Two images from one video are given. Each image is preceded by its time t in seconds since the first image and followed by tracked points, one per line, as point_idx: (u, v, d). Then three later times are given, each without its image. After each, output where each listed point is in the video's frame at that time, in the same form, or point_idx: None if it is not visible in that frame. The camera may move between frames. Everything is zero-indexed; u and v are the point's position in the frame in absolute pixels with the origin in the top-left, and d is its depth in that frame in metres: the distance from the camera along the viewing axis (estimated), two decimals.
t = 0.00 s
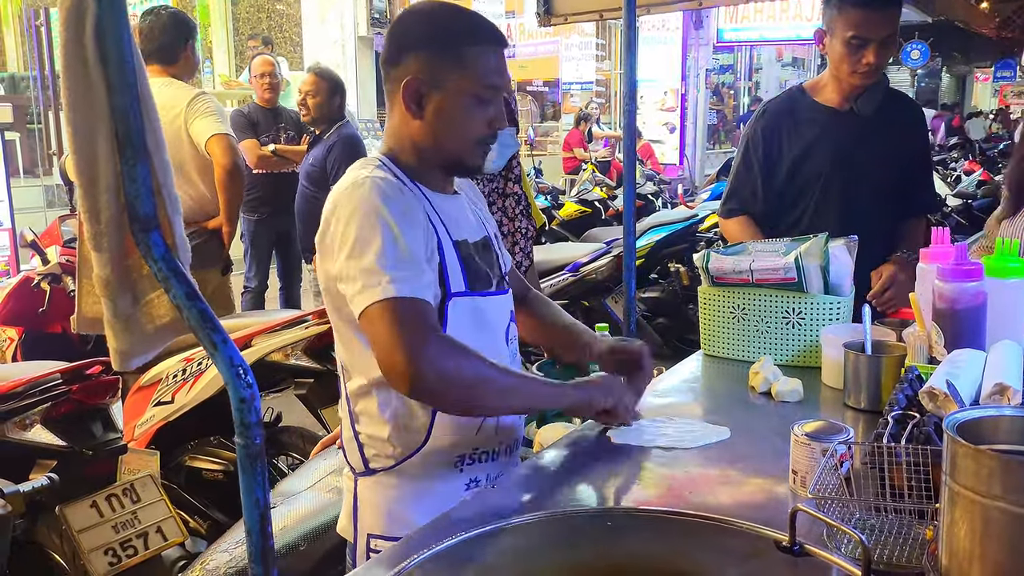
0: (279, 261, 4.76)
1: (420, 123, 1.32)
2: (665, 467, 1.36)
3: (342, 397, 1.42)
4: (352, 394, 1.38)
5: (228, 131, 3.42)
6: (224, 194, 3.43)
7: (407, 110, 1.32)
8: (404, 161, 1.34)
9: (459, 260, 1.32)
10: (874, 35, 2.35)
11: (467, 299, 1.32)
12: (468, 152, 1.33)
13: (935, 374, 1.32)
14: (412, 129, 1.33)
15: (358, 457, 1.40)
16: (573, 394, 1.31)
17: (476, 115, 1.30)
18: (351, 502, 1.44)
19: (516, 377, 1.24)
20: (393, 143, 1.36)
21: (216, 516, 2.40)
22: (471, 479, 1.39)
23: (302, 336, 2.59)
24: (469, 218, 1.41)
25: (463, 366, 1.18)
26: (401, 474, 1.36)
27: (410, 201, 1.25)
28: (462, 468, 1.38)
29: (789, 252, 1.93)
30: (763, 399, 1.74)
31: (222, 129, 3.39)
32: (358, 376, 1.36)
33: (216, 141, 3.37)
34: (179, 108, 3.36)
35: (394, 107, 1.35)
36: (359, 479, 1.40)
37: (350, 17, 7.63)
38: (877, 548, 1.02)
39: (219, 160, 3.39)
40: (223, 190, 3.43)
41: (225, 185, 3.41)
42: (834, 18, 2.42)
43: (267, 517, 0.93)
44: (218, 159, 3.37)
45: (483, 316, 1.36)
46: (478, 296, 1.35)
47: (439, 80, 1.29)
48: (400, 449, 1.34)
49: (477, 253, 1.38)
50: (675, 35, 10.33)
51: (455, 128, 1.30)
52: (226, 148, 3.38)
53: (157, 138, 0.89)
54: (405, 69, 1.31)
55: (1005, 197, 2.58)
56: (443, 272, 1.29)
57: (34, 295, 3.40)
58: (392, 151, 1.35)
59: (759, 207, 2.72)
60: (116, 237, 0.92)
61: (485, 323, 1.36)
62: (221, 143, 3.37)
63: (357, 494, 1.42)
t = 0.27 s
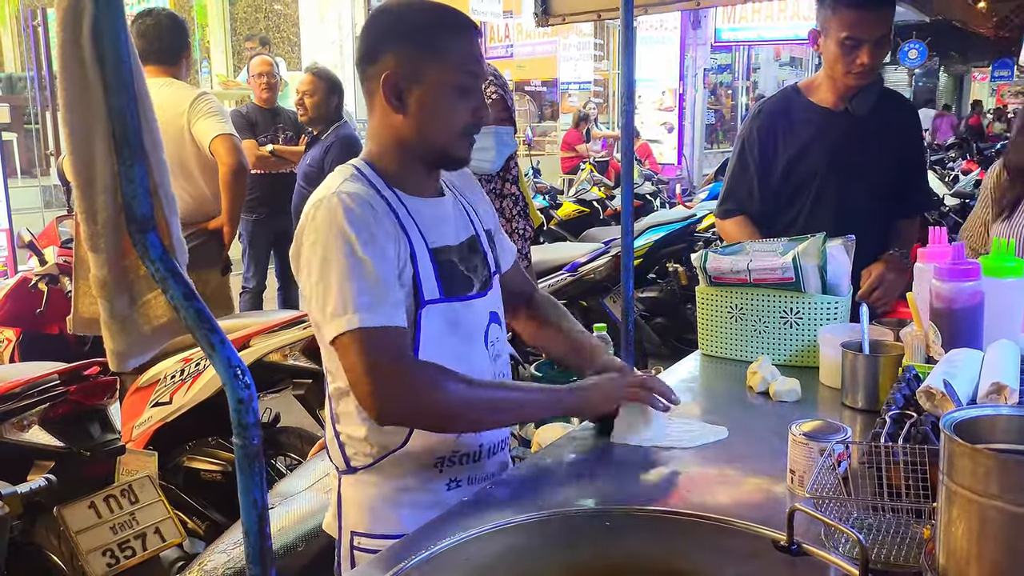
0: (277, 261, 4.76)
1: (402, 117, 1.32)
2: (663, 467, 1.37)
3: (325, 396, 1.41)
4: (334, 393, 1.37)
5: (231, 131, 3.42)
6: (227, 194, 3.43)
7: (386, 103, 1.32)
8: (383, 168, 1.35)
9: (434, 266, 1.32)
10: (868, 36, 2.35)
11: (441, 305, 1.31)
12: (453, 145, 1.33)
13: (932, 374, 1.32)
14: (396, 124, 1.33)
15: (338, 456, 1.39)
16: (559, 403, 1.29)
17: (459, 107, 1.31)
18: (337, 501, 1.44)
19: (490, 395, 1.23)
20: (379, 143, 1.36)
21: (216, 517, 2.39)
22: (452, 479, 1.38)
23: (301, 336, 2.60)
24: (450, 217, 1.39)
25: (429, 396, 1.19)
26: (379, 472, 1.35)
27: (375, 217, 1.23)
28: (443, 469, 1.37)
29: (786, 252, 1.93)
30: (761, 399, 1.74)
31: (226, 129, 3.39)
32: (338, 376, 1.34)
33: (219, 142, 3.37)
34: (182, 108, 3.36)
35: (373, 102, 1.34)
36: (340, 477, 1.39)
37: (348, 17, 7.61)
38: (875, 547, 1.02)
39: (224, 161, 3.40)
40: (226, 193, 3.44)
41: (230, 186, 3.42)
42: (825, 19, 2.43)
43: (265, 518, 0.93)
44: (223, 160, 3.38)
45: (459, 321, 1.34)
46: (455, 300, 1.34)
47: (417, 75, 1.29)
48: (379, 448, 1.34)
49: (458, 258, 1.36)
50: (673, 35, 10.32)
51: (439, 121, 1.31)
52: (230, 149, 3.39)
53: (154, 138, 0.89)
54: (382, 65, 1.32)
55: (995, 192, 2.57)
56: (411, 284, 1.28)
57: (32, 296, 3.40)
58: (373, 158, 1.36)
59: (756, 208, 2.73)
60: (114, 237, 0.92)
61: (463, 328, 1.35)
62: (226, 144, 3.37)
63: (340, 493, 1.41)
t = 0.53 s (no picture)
0: (277, 260, 4.76)
1: (404, 116, 1.31)
2: (662, 465, 1.36)
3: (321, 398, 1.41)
4: (331, 395, 1.37)
5: (236, 130, 3.41)
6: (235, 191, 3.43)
7: (389, 103, 1.31)
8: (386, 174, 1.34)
9: (434, 264, 1.32)
10: (860, 33, 2.36)
11: (442, 302, 1.31)
12: (453, 143, 1.33)
13: (930, 372, 1.32)
14: (398, 123, 1.32)
15: (337, 458, 1.39)
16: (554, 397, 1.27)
17: (459, 105, 1.31)
18: (334, 503, 1.44)
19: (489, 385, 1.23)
20: (377, 143, 1.35)
21: (214, 515, 2.39)
22: (451, 481, 1.38)
23: (300, 334, 2.60)
24: (445, 219, 1.40)
25: (427, 383, 1.17)
26: (379, 475, 1.35)
27: (375, 213, 1.23)
28: (441, 470, 1.37)
29: (786, 249, 1.93)
30: (760, 397, 1.74)
31: (231, 128, 3.39)
32: (337, 379, 1.35)
33: (227, 141, 3.37)
34: (186, 107, 3.35)
35: (374, 101, 1.33)
36: (339, 480, 1.39)
37: (347, 15, 7.56)
38: (874, 545, 1.02)
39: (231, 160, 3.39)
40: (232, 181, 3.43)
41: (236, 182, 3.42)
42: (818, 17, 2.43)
43: (263, 516, 0.93)
44: (229, 158, 3.37)
45: (459, 319, 1.34)
46: (454, 299, 1.34)
47: (417, 73, 1.29)
48: (379, 450, 1.34)
49: (457, 257, 1.37)
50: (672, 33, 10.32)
51: (439, 119, 1.30)
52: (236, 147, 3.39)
53: (152, 137, 0.89)
54: (381, 65, 1.32)
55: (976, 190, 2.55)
56: (411, 279, 1.28)
57: (31, 295, 3.40)
58: (369, 158, 1.35)
59: (750, 207, 2.74)
60: (111, 236, 0.92)
61: (465, 326, 1.35)
62: (232, 144, 3.36)
63: (339, 495, 1.41)
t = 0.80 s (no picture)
0: (278, 260, 4.76)
1: (402, 116, 1.31)
2: (662, 464, 1.36)
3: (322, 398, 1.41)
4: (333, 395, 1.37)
5: (237, 130, 3.40)
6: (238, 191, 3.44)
7: (387, 102, 1.31)
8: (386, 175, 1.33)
9: (431, 263, 1.32)
10: (853, 31, 2.40)
11: (440, 301, 1.31)
12: (452, 142, 1.33)
13: (931, 372, 1.32)
14: (398, 124, 1.32)
15: (339, 459, 1.39)
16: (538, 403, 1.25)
17: (458, 105, 1.31)
18: (336, 504, 1.43)
19: (476, 393, 1.22)
20: (373, 142, 1.35)
21: (215, 514, 2.39)
22: (454, 479, 1.38)
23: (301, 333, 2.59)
24: (444, 218, 1.40)
25: (408, 396, 1.17)
26: (383, 475, 1.35)
27: (370, 213, 1.23)
28: (445, 468, 1.37)
29: (786, 249, 1.93)
30: (761, 396, 1.74)
31: (231, 128, 3.38)
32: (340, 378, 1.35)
33: (228, 140, 3.36)
34: (186, 107, 3.35)
35: (371, 100, 1.33)
36: (343, 480, 1.39)
37: (347, 15, 7.53)
38: (875, 544, 1.02)
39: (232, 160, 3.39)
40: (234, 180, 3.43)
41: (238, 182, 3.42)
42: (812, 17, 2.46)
43: (263, 517, 0.93)
44: (231, 158, 3.37)
45: (458, 318, 1.34)
46: (453, 298, 1.33)
47: (418, 73, 1.29)
48: (383, 449, 1.34)
49: (455, 257, 1.37)
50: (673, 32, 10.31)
51: (439, 118, 1.30)
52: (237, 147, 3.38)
53: (151, 137, 0.89)
54: (379, 64, 1.31)
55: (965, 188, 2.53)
56: (406, 280, 1.28)
57: (32, 295, 3.40)
58: (367, 158, 1.35)
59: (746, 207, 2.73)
60: (110, 236, 0.92)
61: (462, 324, 1.35)
62: (233, 143, 3.36)
63: (341, 496, 1.41)
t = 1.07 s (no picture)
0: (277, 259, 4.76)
1: (396, 114, 1.32)
2: (662, 463, 1.36)
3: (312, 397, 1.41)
4: (322, 395, 1.37)
5: (230, 130, 3.39)
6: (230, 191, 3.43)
7: (381, 102, 1.32)
8: (382, 173, 1.34)
9: (422, 263, 1.32)
10: (843, 31, 2.40)
11: (430, 304, 1.31)
12: (448, 140, 1.33)
13: (931, 369, 1.32)
14: (392, 121, 1.32)
15: (327, 457, 1.39)
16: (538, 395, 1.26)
17: (452, 101, 1.31)
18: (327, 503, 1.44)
19: (475, 388, 1.23)
20: (368, 141, 1.35)
21: (215, 514, 2.38)
22: (441, 480, 1.38)
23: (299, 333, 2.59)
24: (439, 219, 1.39)
25: (409, 390, 1.17)
26: (370, 475, 1.35)
27: (359, 215, 1.22)
28: (431, 471, 1.37)
29: (786, 247, 1.93)
30: (761, 394, 1.74)
31: (224, 128, 3.37)
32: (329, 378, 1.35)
33: (220, 140, 3.35)
34: (180, 107, 3.34)
35: (365, 98, 1.33)
36: (330, 479, 1.39)
37: (347, 14, 7.53)
38: (875, 543, 1.02)
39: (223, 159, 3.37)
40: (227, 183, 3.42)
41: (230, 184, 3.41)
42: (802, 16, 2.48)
43: (263, 516, 0.93)
44: (222, 158, 3.35)
45: (449, 320, 1.34)
46: (444, 300, 1.33)
47: (411, 70, 1.29)
48: (368, 450, 1.34)
49: (449, 256, 1.36)
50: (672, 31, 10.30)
51: (436, 115, 1.31)
52: (229, 147, 3.37)
53: (150, 136, 0.89)
54: (372, 61, 1.31)
55: (969, 185, 2.52)
56: (395, 283, 1.27)
57: (32, 295, 3.40)
58: (362, 157, 1.35)
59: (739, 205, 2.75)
60: (110, 235, 0.92)
61: (454, 326, 1.35)
62: (224, 142, 3.35)
63: (331, 494, 1.41)
